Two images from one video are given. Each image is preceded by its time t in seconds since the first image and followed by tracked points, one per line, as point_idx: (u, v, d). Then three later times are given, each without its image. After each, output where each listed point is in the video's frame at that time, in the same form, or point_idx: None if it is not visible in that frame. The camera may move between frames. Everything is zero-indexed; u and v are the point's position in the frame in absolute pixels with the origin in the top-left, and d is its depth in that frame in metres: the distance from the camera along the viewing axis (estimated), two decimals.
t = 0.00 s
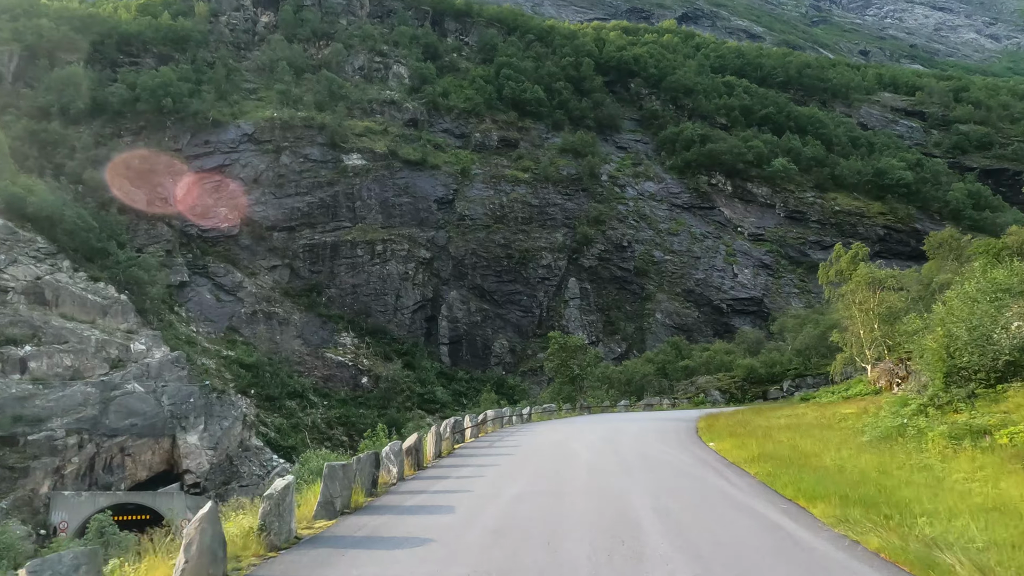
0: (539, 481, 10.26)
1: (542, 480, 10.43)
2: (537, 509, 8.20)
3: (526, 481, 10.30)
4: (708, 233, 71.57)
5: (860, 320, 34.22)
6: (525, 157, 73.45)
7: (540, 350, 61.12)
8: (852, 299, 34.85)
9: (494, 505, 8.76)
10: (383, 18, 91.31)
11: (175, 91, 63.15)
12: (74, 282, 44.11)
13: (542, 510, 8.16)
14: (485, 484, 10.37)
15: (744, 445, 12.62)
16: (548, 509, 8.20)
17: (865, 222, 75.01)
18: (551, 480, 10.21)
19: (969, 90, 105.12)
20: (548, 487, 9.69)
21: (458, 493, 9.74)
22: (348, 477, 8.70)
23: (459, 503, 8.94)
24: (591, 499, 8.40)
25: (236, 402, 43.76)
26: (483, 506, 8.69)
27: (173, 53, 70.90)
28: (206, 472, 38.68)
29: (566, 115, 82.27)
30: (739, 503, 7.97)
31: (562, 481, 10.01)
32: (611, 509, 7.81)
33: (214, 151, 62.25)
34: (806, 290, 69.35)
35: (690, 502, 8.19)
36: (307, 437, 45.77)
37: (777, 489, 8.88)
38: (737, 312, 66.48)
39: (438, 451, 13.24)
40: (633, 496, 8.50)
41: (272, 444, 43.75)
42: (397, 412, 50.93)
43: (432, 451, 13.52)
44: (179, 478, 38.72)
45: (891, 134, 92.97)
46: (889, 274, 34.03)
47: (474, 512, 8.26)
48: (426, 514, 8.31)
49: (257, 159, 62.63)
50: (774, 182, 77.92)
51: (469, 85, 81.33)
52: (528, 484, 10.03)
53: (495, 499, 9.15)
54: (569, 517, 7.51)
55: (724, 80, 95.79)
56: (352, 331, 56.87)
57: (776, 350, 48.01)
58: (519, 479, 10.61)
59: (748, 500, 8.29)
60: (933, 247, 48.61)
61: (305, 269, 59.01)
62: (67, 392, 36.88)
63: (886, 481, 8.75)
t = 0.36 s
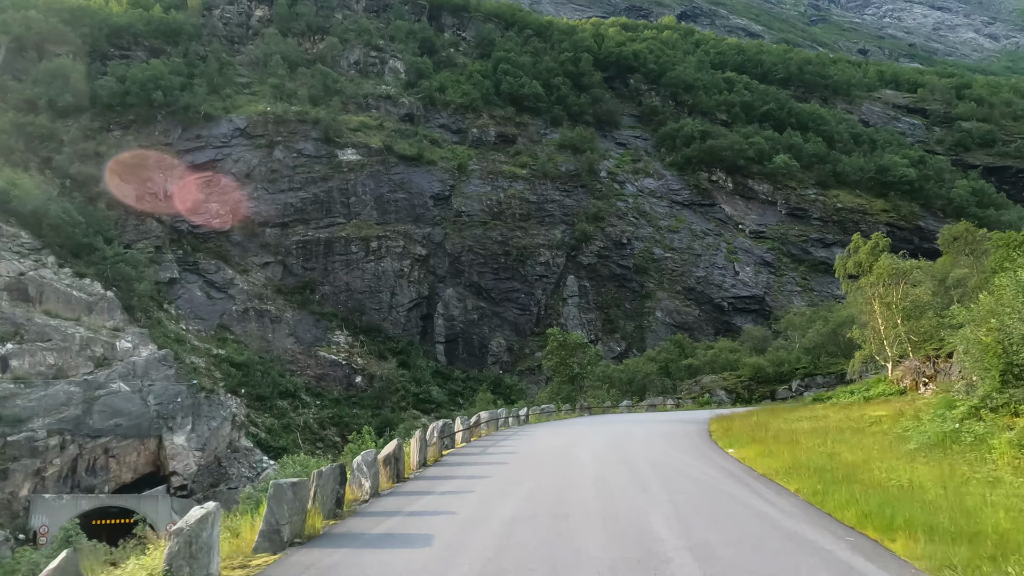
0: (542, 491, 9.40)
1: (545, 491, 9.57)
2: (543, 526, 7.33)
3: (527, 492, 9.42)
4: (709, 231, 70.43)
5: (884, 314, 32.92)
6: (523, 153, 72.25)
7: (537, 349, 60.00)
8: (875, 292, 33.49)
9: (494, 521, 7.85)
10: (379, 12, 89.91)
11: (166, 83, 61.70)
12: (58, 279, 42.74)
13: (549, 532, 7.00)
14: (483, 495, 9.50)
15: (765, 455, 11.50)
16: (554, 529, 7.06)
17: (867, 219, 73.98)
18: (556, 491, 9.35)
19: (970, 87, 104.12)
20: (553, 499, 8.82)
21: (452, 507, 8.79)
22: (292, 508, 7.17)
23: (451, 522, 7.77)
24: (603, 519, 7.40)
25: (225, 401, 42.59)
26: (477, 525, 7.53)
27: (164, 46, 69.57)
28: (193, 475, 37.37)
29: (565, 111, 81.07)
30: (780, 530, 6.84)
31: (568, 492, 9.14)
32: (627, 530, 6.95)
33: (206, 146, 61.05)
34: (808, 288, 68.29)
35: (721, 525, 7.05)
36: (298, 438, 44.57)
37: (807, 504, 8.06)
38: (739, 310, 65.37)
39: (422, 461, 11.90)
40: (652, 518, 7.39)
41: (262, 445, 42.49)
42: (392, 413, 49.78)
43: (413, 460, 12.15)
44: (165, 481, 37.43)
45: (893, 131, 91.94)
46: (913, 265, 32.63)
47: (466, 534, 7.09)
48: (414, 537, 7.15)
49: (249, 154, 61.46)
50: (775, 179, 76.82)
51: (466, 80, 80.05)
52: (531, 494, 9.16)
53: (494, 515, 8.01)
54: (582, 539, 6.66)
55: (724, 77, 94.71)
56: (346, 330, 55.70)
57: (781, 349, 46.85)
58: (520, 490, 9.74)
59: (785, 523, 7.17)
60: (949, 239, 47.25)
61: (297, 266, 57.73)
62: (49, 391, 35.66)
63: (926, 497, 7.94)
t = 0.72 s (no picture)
0: (546, 501, 8.32)
1: (551, 503, 8.42)
2: (552, 554, 6.23)
3: (528, 502, 8.33)
4: (709, 227, 69.35)
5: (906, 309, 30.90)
6: (520, 148, 71.09)
7: (535, 347, 58.87)
8: (899, 284, 31.23)
9: (493, 541, 6.74)
10: (375, 6, 88.56)
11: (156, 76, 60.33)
12: (42, 274, 41.40)
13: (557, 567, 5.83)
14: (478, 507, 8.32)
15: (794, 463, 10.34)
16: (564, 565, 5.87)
17: (870, 216, 72.98)
18: (562, 501, 8.28)
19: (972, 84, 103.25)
20: (559, 512, 7.72)
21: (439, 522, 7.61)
22: (210, 545, 5.48)
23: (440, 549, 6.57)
24: (623, 551, 6.23)
25: (213, 400, 41.38)
26: (473, 553, 6.35)
27: (155, 39, 68.21)
28: (180, 475, 36.23)
29: (563, 106, 79.90)
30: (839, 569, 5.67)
31: (576, 504, 8.05)
32: (653, 565, 5.85)
33: (197, 139, 59.83)
34: (810, 286, 67.23)
35: (765, 563, 5.89)
36: (289, 438, 43.42)
37: (859, 529, 6.90)
38: (740, 308, 64.33)
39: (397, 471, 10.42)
40: (680, 551, 6.21)
41: (252, 445, 41.28)
42: (386, 412, 48.63)
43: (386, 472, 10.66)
44: (150, 482, 36.33)
45: (895, 127, 90.94)
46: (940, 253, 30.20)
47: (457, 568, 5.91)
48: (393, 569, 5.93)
49: (240, 148, 60.37)
50: (777, 175, 75.75)
51: (463, 74, 78.75)
52: (533, 504, 8.08)
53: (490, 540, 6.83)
54: None
55: (724, 72, 93.66)
56: (340, 327, 54.55)
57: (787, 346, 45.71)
58: (522, 501, 8.59)
59: (842, 558, 6.00)
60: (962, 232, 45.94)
61: (290, 263, 56.58)
62: (30, 390, 34.45)
63: (1001, 522, 6.77)
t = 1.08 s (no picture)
0: (545, 517, 7.03)
1: (552, 517, 7.11)
2: None
3: (525, 517, 7.02)
4: (709, 224, 68.30)
5: (931, 303, 29.09)
6: (517, 143, 69.92)
7: (532, 345, 57.70)
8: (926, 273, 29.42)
9: (480, 574, 5.41)
10: None
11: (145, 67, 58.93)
12: (24, 268, 40.05)
13: None
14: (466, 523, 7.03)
15: (831, 471, 9.02)
16: None
17: (871, 214, 71.97)
18: (565, 517, 6.98)
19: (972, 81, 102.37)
20: (563, 532, 6.41)
21: (416, 545, 6.23)
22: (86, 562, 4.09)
23: None
24: None
25: (199, 399, 40.08)
26: None
27: (145, 30, 66.79)
28: (164, 477, 34.93)
29: (560, 101, 78.71)
30: None
31: (583, 521, 6.75)
32: None
33: (187, 133, 58.54)
34: (812, 283, 66.14)
35: None
36: (279, 438, 42.24)
37: (934, 557, 5.61)
38: (740, 306, 63.26)
39: (369, 482, 9.09)
40: None
41: (240, 445, 40.06)
42: (378, 412, 47.49)
43: (356, 482, 9.33)
44: (134, 483, 35.00)
45: (896, 124, 89.96)
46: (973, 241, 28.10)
47: None
48: None
49: (231, 141, 59.11)
50: (777, 171, 74.67)
51: (459, 68, 77.50)
52: (530, 523, 6.77)
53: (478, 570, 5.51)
54: None
55: (723, 68, 92.61)
56: (332, 324, 53.35)
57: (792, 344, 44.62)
58: (517, 515, 7.29)
59: None
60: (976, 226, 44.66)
61: (281, 259, 55.36)
62: (9, 389, 33.24)
63: None
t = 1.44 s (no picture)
0: (548, 546, 5.70)
1: (557, 544, 5.77)
2: None
3: (521, 549, 5.63)
4: (707, 221, 67.30)
5: (958, 294, 26.30)
6: (512, 139, 68.79)
7: (527, 344, 56.53)
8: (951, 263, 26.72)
9: None
10: None
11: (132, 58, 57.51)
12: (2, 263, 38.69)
13: None
14: (449, 552, 5.68)
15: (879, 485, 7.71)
16: None
17: (871, 211, 70.94)
18: (573, 546, 5.65)
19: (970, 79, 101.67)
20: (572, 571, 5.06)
21: None
22: None
23: None
24: None
25: (183, 398, 38.79)
26: None
27: (133, 22, 65.36)
28: (145, 479, 33.61)
29: (556, 97, 77.60)
30: None
31: (595, 556, 5.38)
32: None
33: (175, 126, 57.23)
34: (812, 282, 65.09)
35: None
36: (266, 439, 41.05)
37: None
38: (739, 304, 62.22)
39: (325, 499, 7.54)
40: None
41: (225, 446, 38.87)
42: (369, 411, 46.35)
43: (311, 500, 7.77)
44: (114, 486, 33.73)
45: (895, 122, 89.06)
46: (1010, 226, 25.08)
47: None
48: None
49: (220, 135, 57.80)
50: (776, 168, 73.67)
51: (453, 63, 76.33)
52: (528, 554, 5.45)
53: None
54: None
55: (721, 64, 91.70)
56: (322, 322, 52.18)
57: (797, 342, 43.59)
58: (512, 539, 5.96)
59: None
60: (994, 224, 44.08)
61: (271, 255, 54.16)
62: None
63: None
